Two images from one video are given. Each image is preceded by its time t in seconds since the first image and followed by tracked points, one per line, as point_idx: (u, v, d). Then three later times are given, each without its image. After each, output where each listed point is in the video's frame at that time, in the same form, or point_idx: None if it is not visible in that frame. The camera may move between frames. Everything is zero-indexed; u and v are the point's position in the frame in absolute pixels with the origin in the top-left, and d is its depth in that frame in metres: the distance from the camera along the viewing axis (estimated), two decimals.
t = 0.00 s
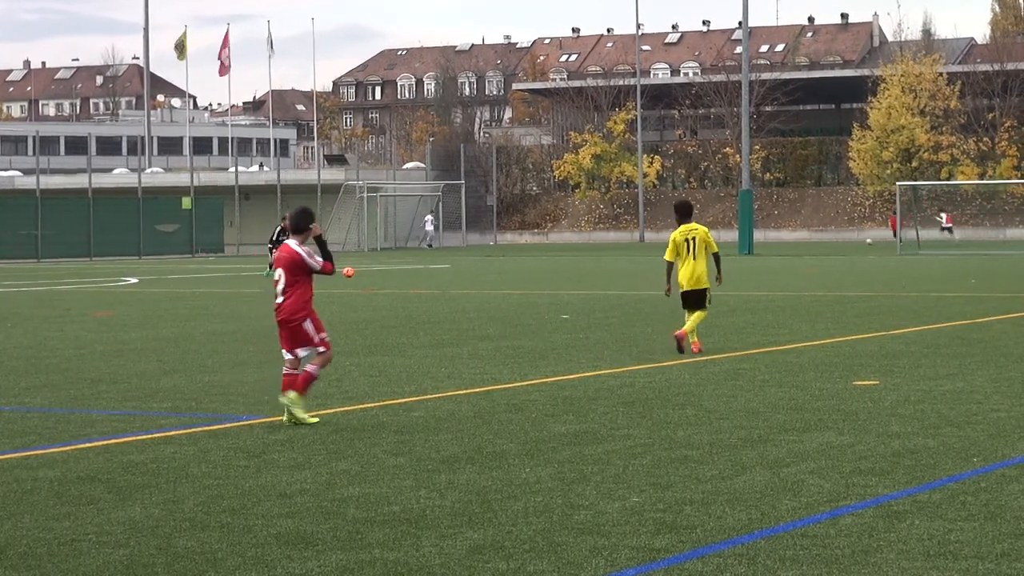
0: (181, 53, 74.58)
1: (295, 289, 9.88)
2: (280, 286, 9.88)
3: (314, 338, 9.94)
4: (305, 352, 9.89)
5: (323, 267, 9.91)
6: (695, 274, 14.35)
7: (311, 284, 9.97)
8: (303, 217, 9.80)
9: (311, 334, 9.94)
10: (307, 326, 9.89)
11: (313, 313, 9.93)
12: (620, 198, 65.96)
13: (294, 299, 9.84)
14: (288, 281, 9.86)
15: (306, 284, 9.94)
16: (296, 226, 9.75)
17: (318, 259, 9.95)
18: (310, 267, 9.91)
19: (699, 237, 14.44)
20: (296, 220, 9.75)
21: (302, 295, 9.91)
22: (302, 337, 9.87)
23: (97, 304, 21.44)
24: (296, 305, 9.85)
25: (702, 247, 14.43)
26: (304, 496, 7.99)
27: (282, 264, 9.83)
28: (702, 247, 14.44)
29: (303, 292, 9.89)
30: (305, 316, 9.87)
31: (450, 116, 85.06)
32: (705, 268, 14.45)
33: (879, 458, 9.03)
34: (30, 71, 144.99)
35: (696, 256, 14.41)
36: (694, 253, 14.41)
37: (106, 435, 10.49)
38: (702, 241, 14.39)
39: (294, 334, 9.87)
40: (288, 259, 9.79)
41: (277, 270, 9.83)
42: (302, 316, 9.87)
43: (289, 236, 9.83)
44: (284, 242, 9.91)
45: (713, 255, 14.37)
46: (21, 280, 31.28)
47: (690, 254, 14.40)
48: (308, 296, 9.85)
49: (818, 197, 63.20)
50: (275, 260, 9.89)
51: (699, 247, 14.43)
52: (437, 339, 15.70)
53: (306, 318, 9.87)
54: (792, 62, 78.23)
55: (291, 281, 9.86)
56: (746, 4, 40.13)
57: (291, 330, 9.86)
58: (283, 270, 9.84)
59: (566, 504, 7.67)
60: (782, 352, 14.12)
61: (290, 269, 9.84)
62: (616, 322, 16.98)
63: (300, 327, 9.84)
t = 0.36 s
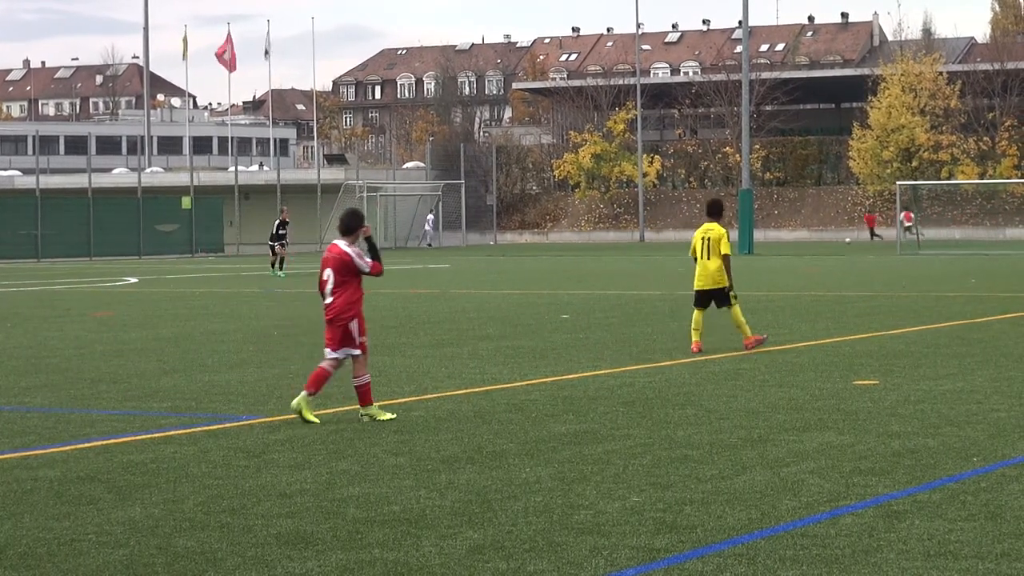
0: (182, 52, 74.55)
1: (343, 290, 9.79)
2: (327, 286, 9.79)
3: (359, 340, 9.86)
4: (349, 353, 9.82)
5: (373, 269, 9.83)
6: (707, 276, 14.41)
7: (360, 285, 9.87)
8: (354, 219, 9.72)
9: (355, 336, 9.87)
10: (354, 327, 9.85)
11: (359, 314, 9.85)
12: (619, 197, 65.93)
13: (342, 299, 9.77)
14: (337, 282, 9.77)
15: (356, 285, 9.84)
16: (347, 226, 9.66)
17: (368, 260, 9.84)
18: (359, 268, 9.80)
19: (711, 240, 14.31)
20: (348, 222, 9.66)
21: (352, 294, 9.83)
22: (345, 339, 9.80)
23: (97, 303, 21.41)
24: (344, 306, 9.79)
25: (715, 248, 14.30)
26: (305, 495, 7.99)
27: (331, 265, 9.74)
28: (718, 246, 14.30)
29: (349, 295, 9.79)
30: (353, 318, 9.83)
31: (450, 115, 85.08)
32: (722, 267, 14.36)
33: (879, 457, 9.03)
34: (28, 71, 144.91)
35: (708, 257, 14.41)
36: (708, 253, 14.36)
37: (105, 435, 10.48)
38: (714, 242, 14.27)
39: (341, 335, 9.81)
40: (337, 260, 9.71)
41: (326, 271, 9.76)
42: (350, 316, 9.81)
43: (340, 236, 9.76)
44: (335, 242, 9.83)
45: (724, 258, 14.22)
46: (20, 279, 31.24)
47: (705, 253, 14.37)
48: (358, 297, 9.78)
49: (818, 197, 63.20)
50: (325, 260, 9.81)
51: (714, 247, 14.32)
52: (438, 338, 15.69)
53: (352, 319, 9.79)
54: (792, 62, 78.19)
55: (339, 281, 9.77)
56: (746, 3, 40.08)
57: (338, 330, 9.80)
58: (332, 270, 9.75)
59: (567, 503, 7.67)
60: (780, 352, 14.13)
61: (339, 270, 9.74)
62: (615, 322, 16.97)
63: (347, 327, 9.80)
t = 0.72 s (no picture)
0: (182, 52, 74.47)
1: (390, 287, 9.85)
2: (373, 284, 9.83)
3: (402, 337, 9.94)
4: (392, 349, 9.85)
5: (419, 270, 9.93)
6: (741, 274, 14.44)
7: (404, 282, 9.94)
8: (401, 216, 9.83)
9: (397, 333, 9.92)
10: (392, 325, 9.88)
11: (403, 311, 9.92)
12: (620, 197, 65.91)
13: (387, 296, 9.82)
14: (384, 279, 9.82)
15: (401, 283, 9.91)
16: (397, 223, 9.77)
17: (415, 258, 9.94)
18: (406, 266, 9.89)
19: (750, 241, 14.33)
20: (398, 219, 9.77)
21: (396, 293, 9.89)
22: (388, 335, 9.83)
23: (97, 304, 21.38)
24: (387, 304, 9.84)
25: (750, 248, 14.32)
26: (305, 495, 7.99)
27: (379, 262, 9.79)
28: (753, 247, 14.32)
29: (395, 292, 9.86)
30: (395, 316, 9.88)
31: (450, 115, 85.06)
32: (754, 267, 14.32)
33: (879, 457, 9.04)
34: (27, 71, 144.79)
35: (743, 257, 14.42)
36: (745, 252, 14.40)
37: (105, 436, 10.46)
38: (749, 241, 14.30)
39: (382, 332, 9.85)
40: (385, 257, 9.77)
41: (373, 268, 9.80)
42: (392, 314, 9.86)
43: (387, 234, 9.85)
44: (381, 240, 9.90)
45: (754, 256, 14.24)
46: (19, 279, 31.20)
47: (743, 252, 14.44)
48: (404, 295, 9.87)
49: (818, 197, 63.20)
50: (370, 257, 9.86)
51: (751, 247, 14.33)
52: (438, 339, 15.68)
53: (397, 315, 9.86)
54: (792, 62, 78.20)
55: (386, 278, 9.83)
56: (746, 4, 40.04)
57: (381, 328, 9.84)
58: (379, 268, 9.80)
59: (567, 503, 7.68)
60: (779, 351, 14.13)
61: (386, 268, 9.81)
62: (615, 323, 16.95)
63: (388, 325, 9.83)
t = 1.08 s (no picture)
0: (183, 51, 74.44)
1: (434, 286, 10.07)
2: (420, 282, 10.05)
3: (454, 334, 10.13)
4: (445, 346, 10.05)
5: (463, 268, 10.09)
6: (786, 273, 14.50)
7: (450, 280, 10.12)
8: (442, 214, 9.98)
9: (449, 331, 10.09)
10: (446, 323, 10.07)
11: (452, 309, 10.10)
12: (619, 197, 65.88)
13: (434, 294, 10.03)
14: (430, 277, 10.03)
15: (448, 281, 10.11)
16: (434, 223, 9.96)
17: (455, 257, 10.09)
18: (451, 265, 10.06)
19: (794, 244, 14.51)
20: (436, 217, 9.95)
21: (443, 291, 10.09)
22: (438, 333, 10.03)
23: (96, 304, 21.34)
24: (436, 301, 10.04)
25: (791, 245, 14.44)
26: (305, 495, 7.99)
27: (424, 262, 10.01)
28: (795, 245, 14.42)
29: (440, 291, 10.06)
30: (445, 314, 10.06)
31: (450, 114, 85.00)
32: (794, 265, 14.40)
33: (879, 457, 9.04)
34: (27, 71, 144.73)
35: (782, 258, 14.53)
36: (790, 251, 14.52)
37: (104, 436, 10.46)
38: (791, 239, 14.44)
39: (433, 329, 10.06)
40: (429, 256, 9.98)
41: (419, 267, 10.03)
42: (443, 312, 10.05)
43: (428, 232, 10.05)
44: (426, 239, 10.12)
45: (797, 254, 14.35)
46: (18, 279, 31.16)
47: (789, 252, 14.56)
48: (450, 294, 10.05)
49: (818, 196, 63.17)
50: (418, 256, 10.09)
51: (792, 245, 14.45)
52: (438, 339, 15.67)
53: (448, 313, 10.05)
54: (791, 62, 78.15)
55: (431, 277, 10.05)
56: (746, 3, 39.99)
57: (430, 325, 10.05)
58: (425, 266, 10.01)
59: (566, 503, 7.68)
60: (779, 351, 14.13)
61: (431, 267, 10.01)
62: (615, 322, 16.93)
63: (439, 323, 10.03)
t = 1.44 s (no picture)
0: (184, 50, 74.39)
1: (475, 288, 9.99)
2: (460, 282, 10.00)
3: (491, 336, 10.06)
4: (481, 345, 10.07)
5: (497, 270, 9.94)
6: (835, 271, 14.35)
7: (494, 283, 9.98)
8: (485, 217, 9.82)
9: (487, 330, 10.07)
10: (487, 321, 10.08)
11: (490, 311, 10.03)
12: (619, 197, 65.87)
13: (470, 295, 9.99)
14: (470, 278, 9.96)
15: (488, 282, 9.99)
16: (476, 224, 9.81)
17: (495, 260, 9.92)
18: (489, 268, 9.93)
19: (835, 234, 14.29)
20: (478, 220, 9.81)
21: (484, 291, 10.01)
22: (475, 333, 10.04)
23: (96, 303, 21.34)
24: (475, 302, 10.01)
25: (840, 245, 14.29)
26: (305, 494, 7.99)
27: (465, 261, 9.92)
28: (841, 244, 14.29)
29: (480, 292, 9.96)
30: (484, 313, 10.03)
31: (450, 114, 85.08)
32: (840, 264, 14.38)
33: (878, 456, 9.06)
34: (26, 72, 144.62)
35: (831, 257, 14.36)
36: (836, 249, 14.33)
37: (103, 435, 10.45)
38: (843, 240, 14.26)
39: (473, 329, 10.06)
40: (470, 257, 9.89)
41: (460, 268, 9.97)
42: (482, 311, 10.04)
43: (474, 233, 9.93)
44: (473, 237, 10.01)
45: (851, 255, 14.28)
46: (17, 278, 31.17)
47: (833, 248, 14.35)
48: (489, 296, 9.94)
49: (818, 196, 63.18)
50: (463, 254, 10.00)
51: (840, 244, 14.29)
52: (439, 338, 15.68)
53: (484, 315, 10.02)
54: (791, 62, 78.15)
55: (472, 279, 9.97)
56: (746, 2, 39.95)
57: (470, 324, 10.07)
58: (466, 266, 9.93)
59: (566, 502, 7.69)
60: (779, 351, 14.15)
61: (470, 268, 9.92)
62: (614, 322, 16.93)
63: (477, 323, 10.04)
